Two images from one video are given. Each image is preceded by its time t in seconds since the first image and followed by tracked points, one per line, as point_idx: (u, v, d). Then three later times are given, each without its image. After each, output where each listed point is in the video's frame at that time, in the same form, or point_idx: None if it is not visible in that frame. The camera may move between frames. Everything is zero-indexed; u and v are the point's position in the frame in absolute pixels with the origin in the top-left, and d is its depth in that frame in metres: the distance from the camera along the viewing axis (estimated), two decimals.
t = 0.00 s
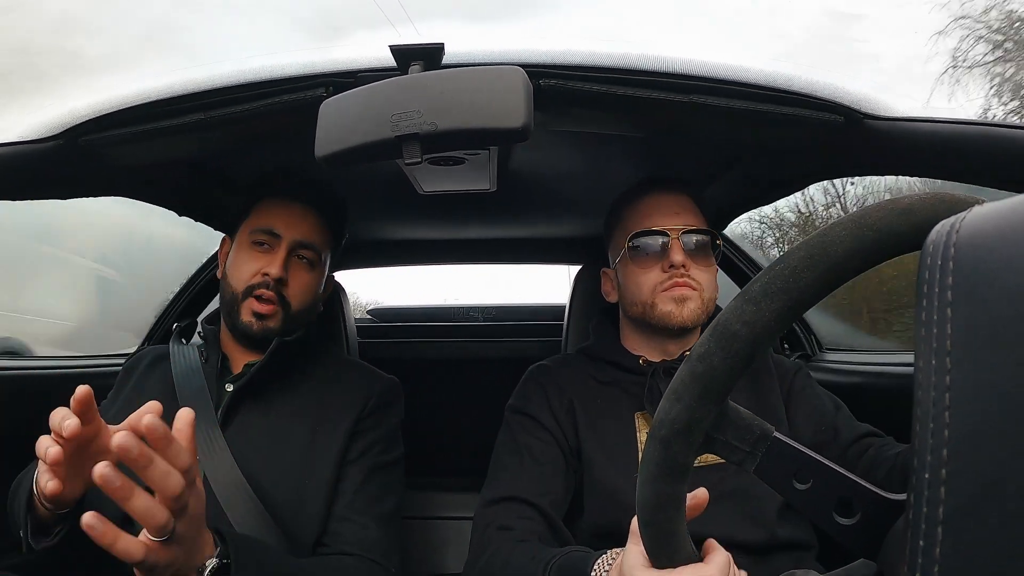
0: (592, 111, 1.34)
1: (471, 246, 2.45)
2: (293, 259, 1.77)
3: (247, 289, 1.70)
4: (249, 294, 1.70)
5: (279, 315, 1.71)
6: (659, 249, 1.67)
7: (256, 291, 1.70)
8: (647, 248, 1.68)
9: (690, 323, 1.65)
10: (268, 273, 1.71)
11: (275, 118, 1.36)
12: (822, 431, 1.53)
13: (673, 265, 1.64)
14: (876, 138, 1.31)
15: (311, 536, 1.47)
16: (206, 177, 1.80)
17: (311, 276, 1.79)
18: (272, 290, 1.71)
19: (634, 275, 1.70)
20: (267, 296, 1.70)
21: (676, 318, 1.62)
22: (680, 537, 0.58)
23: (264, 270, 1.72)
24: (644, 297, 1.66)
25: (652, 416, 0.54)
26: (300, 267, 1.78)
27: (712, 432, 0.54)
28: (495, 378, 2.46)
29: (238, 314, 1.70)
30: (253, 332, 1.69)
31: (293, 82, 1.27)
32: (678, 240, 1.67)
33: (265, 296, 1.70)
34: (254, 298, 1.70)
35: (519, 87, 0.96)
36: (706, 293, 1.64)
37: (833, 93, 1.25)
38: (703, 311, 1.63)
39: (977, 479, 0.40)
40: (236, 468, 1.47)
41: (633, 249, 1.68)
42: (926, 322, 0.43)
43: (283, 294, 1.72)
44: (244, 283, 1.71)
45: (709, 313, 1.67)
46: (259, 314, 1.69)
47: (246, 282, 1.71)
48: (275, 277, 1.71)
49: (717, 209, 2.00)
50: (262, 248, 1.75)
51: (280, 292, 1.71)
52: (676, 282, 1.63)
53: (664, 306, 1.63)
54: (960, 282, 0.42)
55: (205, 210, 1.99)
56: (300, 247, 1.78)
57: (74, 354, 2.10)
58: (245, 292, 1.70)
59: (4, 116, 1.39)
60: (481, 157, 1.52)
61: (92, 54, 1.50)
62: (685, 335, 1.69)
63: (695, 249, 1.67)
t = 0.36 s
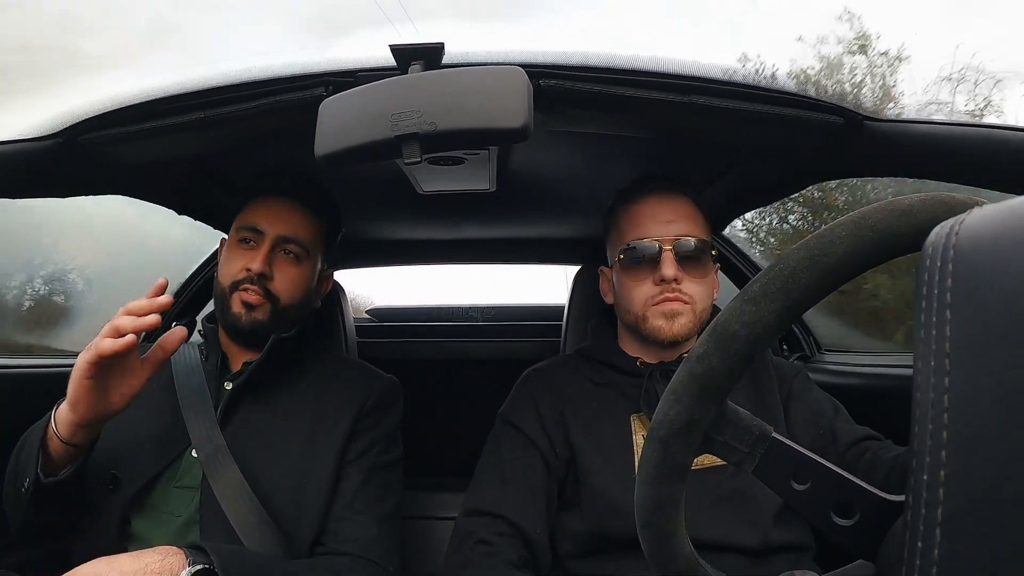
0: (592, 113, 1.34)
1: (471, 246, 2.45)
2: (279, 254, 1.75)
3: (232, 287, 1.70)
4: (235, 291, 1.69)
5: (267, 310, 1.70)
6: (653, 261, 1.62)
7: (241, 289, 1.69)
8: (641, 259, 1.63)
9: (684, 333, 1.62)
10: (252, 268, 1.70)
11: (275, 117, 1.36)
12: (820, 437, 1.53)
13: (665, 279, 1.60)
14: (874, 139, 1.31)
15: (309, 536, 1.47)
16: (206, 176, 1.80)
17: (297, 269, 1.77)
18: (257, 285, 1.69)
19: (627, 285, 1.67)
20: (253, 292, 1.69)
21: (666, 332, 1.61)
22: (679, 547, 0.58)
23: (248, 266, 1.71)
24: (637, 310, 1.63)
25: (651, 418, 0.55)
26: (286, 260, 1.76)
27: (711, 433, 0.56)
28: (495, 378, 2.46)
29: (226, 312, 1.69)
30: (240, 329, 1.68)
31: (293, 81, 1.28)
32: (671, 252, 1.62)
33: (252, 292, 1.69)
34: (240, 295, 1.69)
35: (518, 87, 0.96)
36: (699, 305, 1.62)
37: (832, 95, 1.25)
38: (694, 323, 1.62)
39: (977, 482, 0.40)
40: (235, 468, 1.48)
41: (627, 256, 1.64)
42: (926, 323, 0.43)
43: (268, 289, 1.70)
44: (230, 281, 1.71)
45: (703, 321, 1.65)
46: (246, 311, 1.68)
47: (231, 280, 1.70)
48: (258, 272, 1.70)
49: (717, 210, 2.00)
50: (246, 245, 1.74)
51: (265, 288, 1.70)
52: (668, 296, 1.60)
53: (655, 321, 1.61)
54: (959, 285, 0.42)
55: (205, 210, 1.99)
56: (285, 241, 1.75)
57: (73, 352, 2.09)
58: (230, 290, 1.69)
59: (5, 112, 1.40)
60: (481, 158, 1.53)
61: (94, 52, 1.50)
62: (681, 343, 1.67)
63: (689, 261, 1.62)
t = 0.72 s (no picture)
0: (591, 111, 1.34)
1: (470, 245, 2.45)
2: (272, 249, 1.76)
3: (226, 283, 1.70)
4: (229, 288, 1.70)
5: (260, 306, 1.71)
6: (632, 268, 1.62)
7: (236, 285, 1.70)
8: (622, 265, 1.63)
9: (664, 340, 1.62)
10: (244, 264, 1.70)
11: (274, 116, 1.36)
12: (817, 435, 1.53)
13: (640, 288, 1.59)
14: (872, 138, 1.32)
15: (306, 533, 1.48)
16: (205, 174, 1.80)
17: (291, 264, 1.78)
18: (250, 281, 1.70)
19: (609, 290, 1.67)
20: (247, 288, 1.70)
21: (645, 340, 1.61)
22: (679, 546, 0.58)
23: (241, 262, 1.72)
24: (618, 315, 1.64)
25: (647, 423, 0.55)
26: (278, 256, 1.76)
27: (707, 438, 0.56)
28: (492, 376, 2.46)
29: (219, 309, 1.69)
30: (235, 326, 1.68)
31: (292, 79, 1.28)
32: (648, 259, 1.60)
33: (245, 288, 1.70)
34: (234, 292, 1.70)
35: (517, 85, 0.96)
36: (677, 312, 1.60)
37: (832, 94, 1.25)
38: (673, 331, 1.60)
39: (978, 482, 0.40)
40: (232, 467, 1.48)
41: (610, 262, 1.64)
42: (925, 323, 0.43)
43: (261, 284, 1.71)
44: (223, 278, 1.71)
45: (685, 329, 1.64)
46: (239, 307, 1.69)
47: (224, 276, 1.71)
48: (251, 267, 1.71)
49: (716, 208, 2.00)
50: (239, 242, 1.75)
51: (259, 283, 1.71)
52: (645, 304, 1.59)
53: (633, 329, 1.61)
54: (958, 284, 0.42)
55: (204, 208, 1.99)
56: (276, 237, 1.76)
57: (72, 349, 2.09)
58: (224, 287, 1.70)
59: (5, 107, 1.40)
60: (480, 157, 1.53)
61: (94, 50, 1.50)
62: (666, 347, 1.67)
63: (666, 267, 1.60)
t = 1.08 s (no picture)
0: (591, 110, 1.35)
1: (470, 244, 2.45)
2: (271, 243, 1.76)
3: (225, 278, 1.70)
4: (229, 284, 1.69)
5: (260, 301, 1.71)
6: (634, 260, 1.61)
7: (234, 280, 1.69)
8: (623, 257, 1.62)
9: (668, 333, 1.62)
10: (244, 259, 1.70)
11: (274, 114, 1.36)
12: (817, 434, 1.53)
13: (643, 279, 1.60)
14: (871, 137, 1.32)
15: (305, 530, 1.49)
16: (206, 172, 1.80)
17: (290, 258, 1.78)
18: (249, 276, 1.70)
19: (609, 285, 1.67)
20: (246, 283, 1.70)
21: (649, 331, 1.61)
22: (678, 546, 0.58)
23: (241, 258, 1.71)
24: (621, 309, 1.64)
25: (646, 423, 0.56)
26: (278, 251, 1.76)
27: (707, 438, 0.57)
28: (492, 375, 2.46)
29: (220, 305, 1.69)
30: (235, 322, 1.68)
31: (294, 77, 1.28)
32: (650, 250, 1.60)
33: (244, 283, 1.70)
34: (233, 287, 1.69)
35: (517, 84, 0.96)
36: (680, 302, 1.61)
37: (828, 93, 1.27)
38: (676, 321, 1.61)
39: (976, 480, 0.40)
40: (232, 465, 1.48)
41: (609, 257, 1.64)
42: (924, 323, 0.43)
43: (260, 280, 1.71)
44: (224, 275, 1.70)
45: (688, 320, 1.64)
46: (239, 303, 1.69)
47: (224, 272, 1.71)
48: (250, 262, 1.70)
49: (716, 207, 2.00)
50: (239, 237, 1.75)
51: (258, 277, 1.71)
52: (648, 296, 1.59)
53: (636, 321, 1.61)
54: (958, 284, 0.42)
55: (204, 207, 1.99)
56: (276, 231, 1.76)
57: (72, 348, 2.09)
58: (223, 282, 1.70)
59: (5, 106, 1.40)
60: (479, 156, 1.53)
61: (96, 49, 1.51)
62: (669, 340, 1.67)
63: (669, 256, 1.60)
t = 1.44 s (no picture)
0: (590, 109, 1.34)
1: (469, 243, 2.45)
2: (265, 238, 1.76)
3: (220, 274, 1.70)
4: (222, 280, 1.69)
5: (253, 294, 1.70)
6: (645, 245, 1.62)
7: (228, 274, 1.69)
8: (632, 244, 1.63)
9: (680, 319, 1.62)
10: (237, 253, 1.70)
11: (272, 114, 1.36)
12: (816, 433, 1.53)
13: (659, 262, 1.60)
14: (869, 135, 1.33)
15: (306, 530, 1.49)
16: (205, 172, 1.80)
17: (284, 253, 1.77)
18: (243, 270, 1.70)
19: (619, 274, 1.67)
20: (240, 277, 1.69)
21: (665, 315, 1.60)
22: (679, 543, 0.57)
23: (234, 251, 1.71)
24: (632, 296, 1.63)
25: (647, 418, 0.55)
26: (272, 246, 1.76)
27: (707, 434, 0.58)
28: (491, 375, 2.46)
29: (214, 300, 1.69)
30: (229, 316, 1.67)
31: (292, 78, 1.27)
32: (663, 235, 1.62)
33: (238, 277, 1.69)
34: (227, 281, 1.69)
35: (517, 84, 0.96)
36: (693, 288, 1.62)
37: (831, 92, 1.25)
38: (691, 306, 1.61)
39: (976, 479, 0.40)
40: (231, 466, 1.48)
41: (618, 247, 1.64)
42: (924, 321, 0.43)
43: (254, 273, 1.71)
44: (217, 270, 1.71)
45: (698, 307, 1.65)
46: (233, 297, 1.68)
47: (219, 267, 1.71)
48: (243, 255, 1.70)
49: (716, 205, 2.00)
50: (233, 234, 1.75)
51: (252, 271, 1.71)
52: (663, 279, 1.60)
53: (652, 305, 1.60)
54: (957, 281, 0.42)
55: (203, 207, 1.99)
56: (269, 226, 1.76)
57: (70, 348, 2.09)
58: (218, 277, 1.70)
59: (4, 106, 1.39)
60: (478, 155, 1.53)
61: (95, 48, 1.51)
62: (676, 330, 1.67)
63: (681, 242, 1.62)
